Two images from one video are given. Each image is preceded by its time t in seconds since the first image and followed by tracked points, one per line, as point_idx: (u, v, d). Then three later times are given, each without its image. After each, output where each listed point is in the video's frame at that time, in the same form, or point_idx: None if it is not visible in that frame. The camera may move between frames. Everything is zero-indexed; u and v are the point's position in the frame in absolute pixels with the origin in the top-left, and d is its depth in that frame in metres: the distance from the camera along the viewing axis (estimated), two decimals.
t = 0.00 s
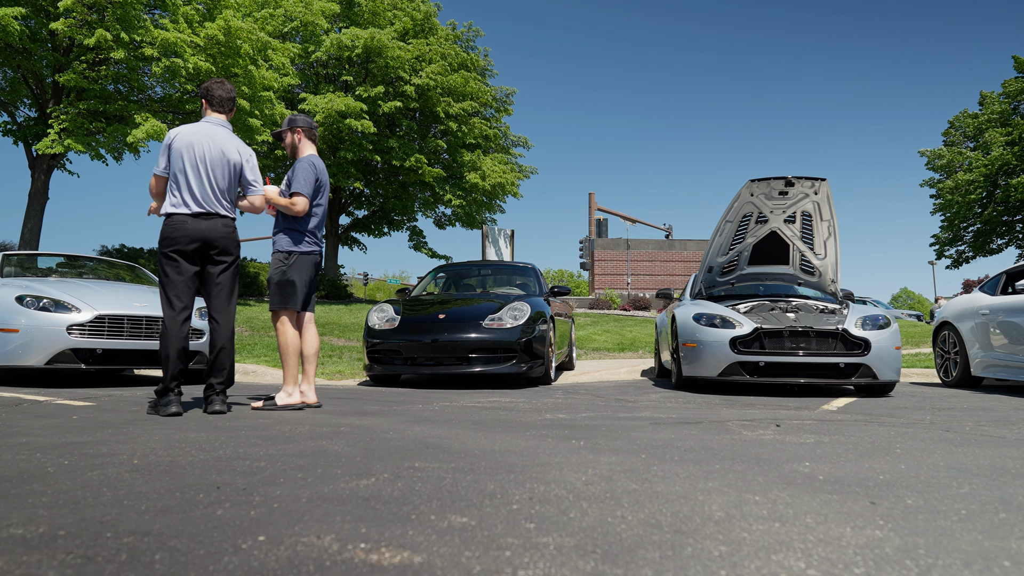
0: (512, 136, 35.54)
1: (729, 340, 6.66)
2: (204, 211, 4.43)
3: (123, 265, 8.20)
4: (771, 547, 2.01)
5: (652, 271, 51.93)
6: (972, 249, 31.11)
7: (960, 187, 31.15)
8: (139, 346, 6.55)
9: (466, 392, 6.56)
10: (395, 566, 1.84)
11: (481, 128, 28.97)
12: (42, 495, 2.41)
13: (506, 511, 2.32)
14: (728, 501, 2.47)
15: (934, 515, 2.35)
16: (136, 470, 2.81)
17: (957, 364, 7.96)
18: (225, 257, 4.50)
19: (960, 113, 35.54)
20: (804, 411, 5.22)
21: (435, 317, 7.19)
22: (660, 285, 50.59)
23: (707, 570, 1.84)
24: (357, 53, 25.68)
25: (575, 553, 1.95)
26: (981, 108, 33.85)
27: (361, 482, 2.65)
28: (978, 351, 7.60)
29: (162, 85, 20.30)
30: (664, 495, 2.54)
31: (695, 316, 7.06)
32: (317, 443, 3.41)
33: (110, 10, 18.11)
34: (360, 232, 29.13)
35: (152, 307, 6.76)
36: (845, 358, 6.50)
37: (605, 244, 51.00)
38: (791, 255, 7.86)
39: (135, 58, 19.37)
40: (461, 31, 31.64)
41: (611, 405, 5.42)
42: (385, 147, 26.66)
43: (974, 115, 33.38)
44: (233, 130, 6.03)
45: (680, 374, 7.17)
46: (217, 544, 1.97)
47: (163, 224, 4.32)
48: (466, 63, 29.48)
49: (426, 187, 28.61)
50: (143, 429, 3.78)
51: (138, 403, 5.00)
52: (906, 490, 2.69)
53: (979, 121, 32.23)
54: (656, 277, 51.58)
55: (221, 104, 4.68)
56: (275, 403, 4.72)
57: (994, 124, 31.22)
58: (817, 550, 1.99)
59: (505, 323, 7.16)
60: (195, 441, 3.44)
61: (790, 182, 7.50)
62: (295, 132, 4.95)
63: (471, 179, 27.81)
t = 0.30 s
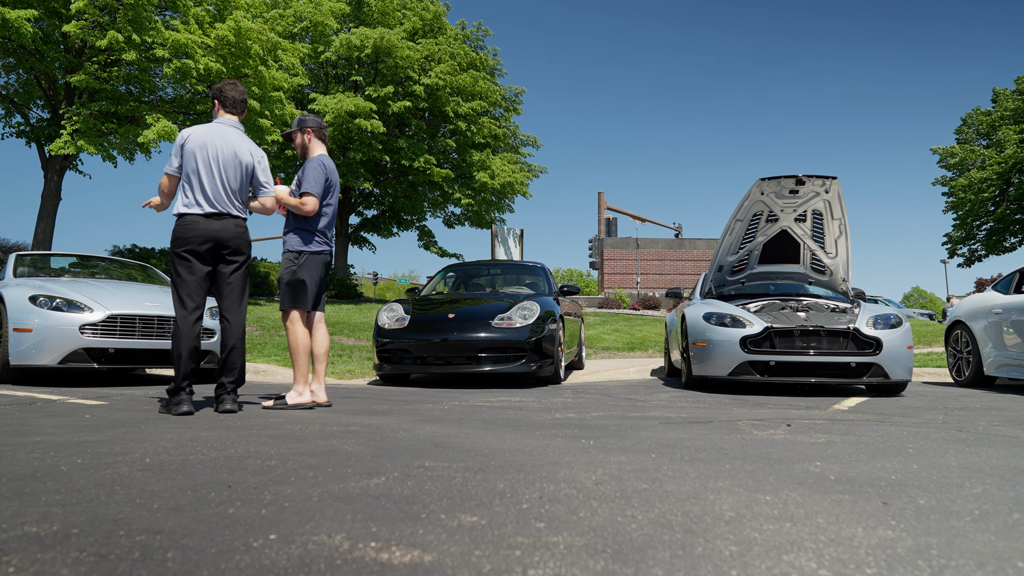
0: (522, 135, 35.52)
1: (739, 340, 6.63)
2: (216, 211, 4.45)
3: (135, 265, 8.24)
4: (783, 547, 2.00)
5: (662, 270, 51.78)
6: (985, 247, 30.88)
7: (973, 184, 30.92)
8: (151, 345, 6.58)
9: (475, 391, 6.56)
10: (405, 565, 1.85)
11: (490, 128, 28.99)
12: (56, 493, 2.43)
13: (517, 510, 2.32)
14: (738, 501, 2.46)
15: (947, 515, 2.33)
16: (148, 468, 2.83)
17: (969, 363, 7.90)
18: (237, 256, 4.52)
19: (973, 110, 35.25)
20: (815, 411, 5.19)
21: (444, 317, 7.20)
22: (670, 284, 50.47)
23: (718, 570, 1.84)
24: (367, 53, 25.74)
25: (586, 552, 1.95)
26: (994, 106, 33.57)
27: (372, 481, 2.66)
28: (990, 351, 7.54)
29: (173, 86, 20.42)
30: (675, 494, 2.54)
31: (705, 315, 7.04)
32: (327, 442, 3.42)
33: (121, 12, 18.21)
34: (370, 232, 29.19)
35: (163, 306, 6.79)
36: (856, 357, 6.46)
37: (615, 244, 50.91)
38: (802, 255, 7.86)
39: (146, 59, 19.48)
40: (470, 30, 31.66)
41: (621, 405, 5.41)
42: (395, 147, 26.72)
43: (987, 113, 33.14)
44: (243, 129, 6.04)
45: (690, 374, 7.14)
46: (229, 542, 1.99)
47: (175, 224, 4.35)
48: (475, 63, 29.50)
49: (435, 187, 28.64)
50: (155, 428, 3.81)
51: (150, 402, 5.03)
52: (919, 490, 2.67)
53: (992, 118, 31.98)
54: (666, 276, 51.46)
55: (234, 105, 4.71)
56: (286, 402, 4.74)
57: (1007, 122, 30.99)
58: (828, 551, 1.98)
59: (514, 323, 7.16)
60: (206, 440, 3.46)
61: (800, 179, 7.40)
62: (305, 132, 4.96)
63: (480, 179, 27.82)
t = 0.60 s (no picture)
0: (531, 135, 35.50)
1: (749, 339, 6.61)
2: (227, 211, 4.47)
3: (146, 265, 8.29)
4: (794, 547, 1.99)
5: (671, 269, 51.65)
6: (998, 246, 30.65)
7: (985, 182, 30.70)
8: (163, 344, 6.62)
9: (485, 390, 6.57)
10: (415, 564, 1.85)
11: (499, 127, 29.00)
12: (69, 492, 2.45)
13: (526, 509, 2.33)
14: (748, 501, 2.45)
15: (960, 516, 2.32)
16: (160, 467, 2.85)
17: (982, 363, 7.84)
18: (247, 257, 4.54)
19: (986, 108, 35.00)
20: (825, 410, 5.17)
21: (453, 316, 7.20)
22: (679, 284, 50.34)
23: (728, 570, 1.83)
24: (376, 53, 25.79)
25: (596, 551, 1.95)
26: (1006, 103, 33.32)
27: (382, 480, 2.67)
28: (1003, 350, 7.49)
29: (184, 87, 20.54)
30: (685, 494, 2.54)
31: (714, 315, 7.02)
32: (337, 441, 3.44)
33: (132, 13, 18.31)
34: (379, 231, 29.24)
35: (174, 306, 6.82)
36: (867, 357, 6.43)
37: (624, 243, 50.78)
38: (812, 254, 7.83)
39: (157, 61, 19.59)
40: (479, 30, 31.67)
41: (631, 405, 5.41)
42: (404, 147, 26.77)
43: (1000, 110, 32.90)
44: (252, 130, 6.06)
45: (700, 373, 7.12)
46: (240, 541, 2.00)
47: (186, 224, 4.37)
48: (484, 63, 29.50)
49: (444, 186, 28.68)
50: (166, 427, 3.83)
51: (162, 401, 5.06)
52: (931, 490, 2.66)
53: (1005, 115, 31.74)
54: (675, 276, 51.32)
55: (246, 106, 4.73)
56: (296, 402, 4.75)
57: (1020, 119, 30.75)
58: (840, 551, 1.97)
59: (524, 322, 7.16)
60: (217, 439, 3.48)
61: (810, 178, 7.38)
62: (315, 132, 4.97)
63: (489, 178, 27.84)
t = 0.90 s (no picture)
0: (541, 134, 35.46)
1: (760, 338, 6.58)
2: (239, 211, 4.49)
3: (158, 264, 8.33)
4: (806, 547, 1.99)
5: (682, 269, 51.48)
6: (1013, 245, 30.34)
7: (1000, 180, 30.40)
8: (175, 344, 6.66)
9: (495, 389, 6.59)
10: (427, 562, 1.86)
11: (509, 127, 28.99)
12: (83, 490, 2.47)
13: (537, 508, 2.33)
14: (760, 501, 2.44)
15: (974, 517, 2.30)
16: (173, 465, 2.86)
17: (996, 362, 7.78)
18: (259, 256, 4.56)
19: (1000, 105, 34.66)
20: (837, 410, 5.13)
21: (464, 316, 7.21)
22: (690, 283, 50.18)
23: (740, 570, 1.83)
24: (385, 53, 25.84)
25: (606, 550, 1.95)
26: (1022, 100, 32.97)
27: (393, 479, 2.68)
28: (1018, 350, 7.42)
29: (195, 88, 20.65)
30: (696, 493, 2.53)
31: (725, 314, 6.99)
32: (348, 440, 3.44)
33: (144, 15, 18.43)
34: (389, 231, 29.30)
35: (187, 306, 6.85)
36: (880, 356, 6.39)
37: (634, 242, 50.63)
38: (823, 253, 7.78)
39: (169, 62, 19.71)
40: (489, 30, 31.67)
41: (641, 404, 5.41)
42: (413, 147, 26.81)
43: (1015, 108, 32.56)
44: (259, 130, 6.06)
45: (711, 373, 7.09)
46: (252, 539, 2.00)
47: (199, 224, 4.39)
48: (494, 62, 29.48)
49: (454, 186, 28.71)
50: (179, 426, 3.86)
51: (174, 400, 5.09)
52: (945, 490, 2.64)
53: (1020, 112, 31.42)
54: (686, 275, 51.16)
55: (258, 107, 4.75)
56: (307, 401, 4.77)
57: None
58: (852, 551, 1.96)
59: (534, 321, 7.16)
60: (229, 438, 3.49)
61: (822, 177, 7.33)
62: (325, 132, 4.99)
63: (499, 177, 27.84)
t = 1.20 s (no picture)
0: (550, 133, 35.44)
1: (772, 337, 6.56)
2: (251, 211, 4.51)
3: (171, 264, 8.38)
4: (818, 548, 1.98)
5: (692, 268, 51.32)
6: None
7: (1015, 178, 30.07)
8: (187, 343, 6.70)
9: (505, 389, 6.59)
10: (438, 561, 1.86)
11: (519, 126, 28.99)
12: (97, 488, 2.49)
13: (548, 508, 2.32)
14: (772, 501, 2.43)
15: (988, 517, 2.28)
16: (186, 464, 2.88)
17: (1010, 361, 7.71)
18: (271, 256, 4.59)
19: (1015, 102, 34.30)
20: (849, 410, 5.10)
21: (474, 315, 7.22)
22: (700, 282, 50.01)
23: (751, 570, 1.82)
24: (395, 53, 25.90)
25: (617, 550, 1.94)
26: None
27: (404, 478, 2.68)
28: None
29: (207, 88, 20.77)
30: (707, 493, 2.52)
31: (736, 313, 6.97)
32: (359, 440, 3.46)
33: (156, 16, 18.55)
34: (399, 231, 29.36)
35: (199, 305, 6.89)
36: (893, 355, 6.35)
37: (644, 242, 50.50)
38: (835, 252, 7.74)
39: (180, 63, 19.84)
40: (498, 29, 31.68)
41: (652, 404, 5.40)
42: (423, 147, 26.86)
43: None
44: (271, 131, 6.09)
45: (721, 372, 7.07)
46: (264, 538, 2.01)
47: (211, 224, 4.42)
48: (504, 61, 29.47)
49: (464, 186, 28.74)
50: (191, 425, 3.88)
51: (186, 399, 5.13)
52: (959, 490, 2.62)
53: None
54: (696, 274, 50.98)
55: (269, 108, 4.78)
56: (318, 401, 4.79)
57: None
58: (865, 552, 1.95)
59: (544, 320, 7.16)
60: (241, 437, 3.51)
61: (834, 175, 7.36)
62: (336, 132, 5.00)
63: (509, 177, 27.84)
